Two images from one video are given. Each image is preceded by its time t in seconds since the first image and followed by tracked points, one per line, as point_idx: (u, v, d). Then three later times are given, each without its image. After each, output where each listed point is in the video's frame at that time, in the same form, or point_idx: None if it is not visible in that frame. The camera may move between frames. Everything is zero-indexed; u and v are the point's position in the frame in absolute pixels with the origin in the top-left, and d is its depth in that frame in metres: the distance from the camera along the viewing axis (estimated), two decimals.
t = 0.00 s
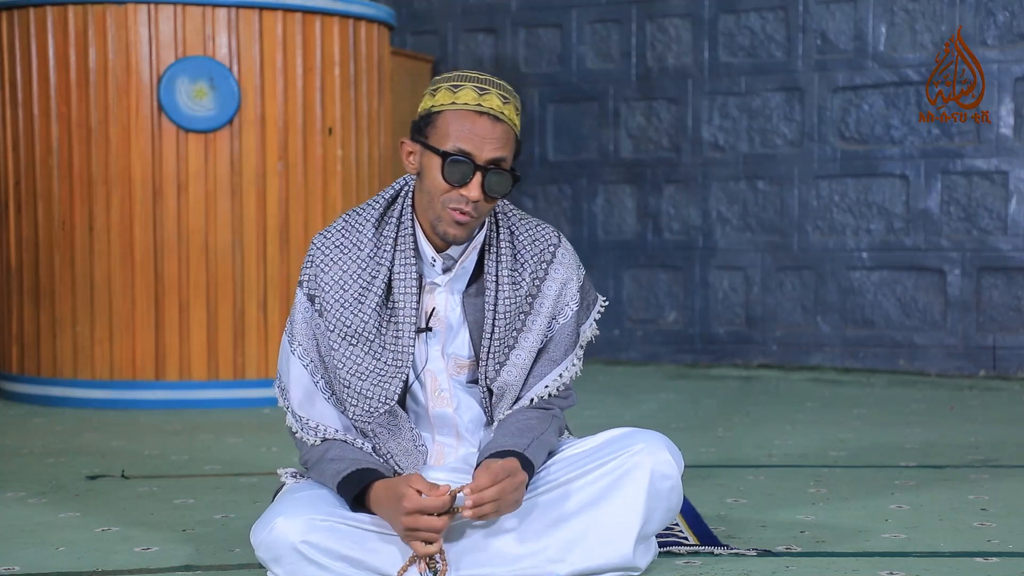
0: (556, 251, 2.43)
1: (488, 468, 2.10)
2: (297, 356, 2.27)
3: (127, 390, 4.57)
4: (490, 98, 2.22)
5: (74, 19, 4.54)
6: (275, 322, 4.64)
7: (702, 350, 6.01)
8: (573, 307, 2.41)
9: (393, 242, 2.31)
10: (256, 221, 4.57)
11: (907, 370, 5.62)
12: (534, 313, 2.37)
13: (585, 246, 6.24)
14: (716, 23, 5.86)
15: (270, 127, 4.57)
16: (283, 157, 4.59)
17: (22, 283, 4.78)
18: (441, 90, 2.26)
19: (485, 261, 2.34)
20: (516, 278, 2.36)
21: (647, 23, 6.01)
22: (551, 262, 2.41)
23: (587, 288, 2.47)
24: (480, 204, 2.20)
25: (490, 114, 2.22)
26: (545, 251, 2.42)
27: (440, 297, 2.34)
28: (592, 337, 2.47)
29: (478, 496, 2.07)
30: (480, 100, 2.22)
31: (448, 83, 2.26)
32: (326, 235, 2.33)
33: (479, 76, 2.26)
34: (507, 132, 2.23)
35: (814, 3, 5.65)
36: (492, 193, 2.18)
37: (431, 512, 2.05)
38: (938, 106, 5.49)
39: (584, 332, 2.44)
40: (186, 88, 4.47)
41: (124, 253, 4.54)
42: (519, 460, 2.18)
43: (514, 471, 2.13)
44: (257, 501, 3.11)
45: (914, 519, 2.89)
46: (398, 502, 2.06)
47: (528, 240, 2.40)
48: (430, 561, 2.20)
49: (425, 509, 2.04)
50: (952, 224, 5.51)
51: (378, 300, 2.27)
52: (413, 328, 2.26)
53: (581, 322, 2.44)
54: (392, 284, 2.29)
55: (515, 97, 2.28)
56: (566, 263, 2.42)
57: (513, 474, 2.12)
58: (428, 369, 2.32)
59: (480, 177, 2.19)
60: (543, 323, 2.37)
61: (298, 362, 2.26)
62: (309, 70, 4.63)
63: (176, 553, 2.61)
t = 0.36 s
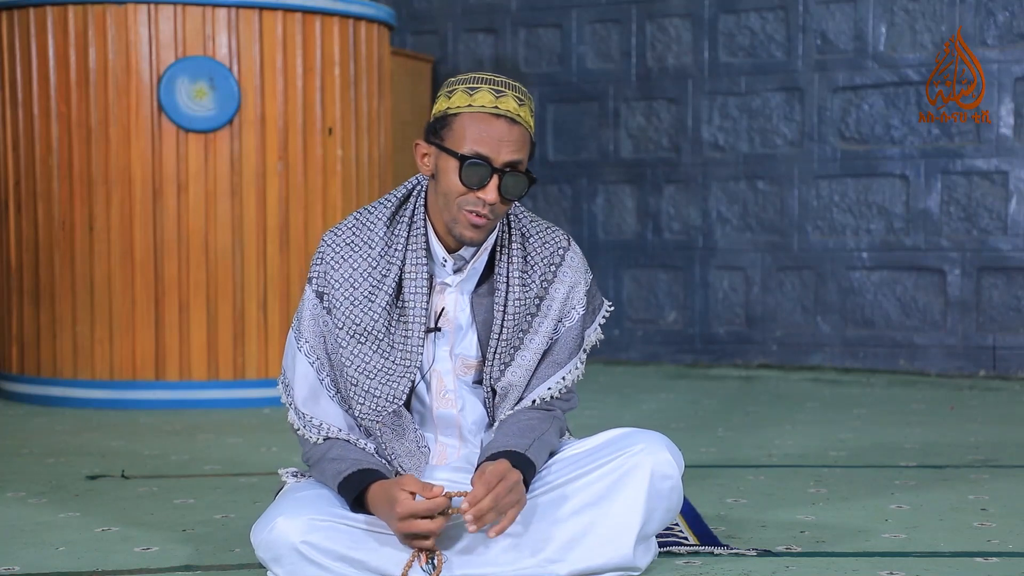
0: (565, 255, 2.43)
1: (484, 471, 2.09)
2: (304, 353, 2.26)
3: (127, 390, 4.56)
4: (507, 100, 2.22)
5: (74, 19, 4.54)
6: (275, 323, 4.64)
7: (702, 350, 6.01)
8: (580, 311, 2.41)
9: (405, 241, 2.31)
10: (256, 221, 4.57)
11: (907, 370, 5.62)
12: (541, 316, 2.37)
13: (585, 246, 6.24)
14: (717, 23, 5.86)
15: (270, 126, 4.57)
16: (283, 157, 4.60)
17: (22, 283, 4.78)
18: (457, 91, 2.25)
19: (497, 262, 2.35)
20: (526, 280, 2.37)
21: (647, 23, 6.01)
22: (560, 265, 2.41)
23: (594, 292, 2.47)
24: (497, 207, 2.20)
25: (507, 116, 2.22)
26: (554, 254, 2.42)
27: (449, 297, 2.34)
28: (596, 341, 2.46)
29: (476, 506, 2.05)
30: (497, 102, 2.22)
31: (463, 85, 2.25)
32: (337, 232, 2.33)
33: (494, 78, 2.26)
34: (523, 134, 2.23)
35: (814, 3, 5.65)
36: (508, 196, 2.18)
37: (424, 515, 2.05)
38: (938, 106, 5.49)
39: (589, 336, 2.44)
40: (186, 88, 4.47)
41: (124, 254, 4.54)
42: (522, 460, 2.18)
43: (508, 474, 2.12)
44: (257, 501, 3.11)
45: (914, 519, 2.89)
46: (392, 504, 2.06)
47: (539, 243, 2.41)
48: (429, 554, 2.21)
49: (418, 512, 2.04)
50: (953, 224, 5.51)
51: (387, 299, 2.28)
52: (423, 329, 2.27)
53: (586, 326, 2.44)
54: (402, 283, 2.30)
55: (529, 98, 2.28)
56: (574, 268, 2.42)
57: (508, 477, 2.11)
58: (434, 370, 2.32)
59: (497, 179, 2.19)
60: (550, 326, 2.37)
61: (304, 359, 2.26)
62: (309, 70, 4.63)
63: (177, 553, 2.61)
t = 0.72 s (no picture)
0: (546, 250, 2.41)
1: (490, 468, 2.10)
2: (291, 361, 2.27)
3: (127, 390, 4.56)
4: (466, 99, 2.22)
5: (74, 19, 4.54)
6: (275, 323, 4.64)
7: (702, 350, 6.01)
8: (565, 305, 2.39)
9: (382, 246, 2.31)
10: (256, 221, 4.57)
11: (908, 370, 5.62)
12: (525, 313, 2.36)
13: (585, 247, 6.24)
14: (717, 23, 5.86)
15: (270, 126, 4.57)
16: (283, 157, 4.59)
17: (22, 283, 4.78)
18: (417, 94, 2.25)
19: (475, 263, 2.35)
20: (505, 279, 2.36)
21: (647, 23, 6.01)
22: (541, 261, 2.40)
23: (579, 285, 2.45)
24: (464, 206, 2.20)
25: (467, 115, 2.22)
26: (535, 250, 2.40)
27: (430, 299, 2.34)
28: (586, 334, 2.45)
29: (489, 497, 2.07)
30: (456, 102, 2.22)
31: (423, 86, 2.25)
32: (316, 239, 2.33)
33: (453, 77, 2.25)
34: (485, 131, 2.23)
35: (814, 3, 5.65)
36: (474, 194, 2.18)
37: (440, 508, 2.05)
38: (938, 106, 5.49)
39: (578, 329, 2.42)
40: (186, 88, 4.47)
41: (123, 254, 4.54)
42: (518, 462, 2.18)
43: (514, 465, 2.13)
44: (257, 501, 3.11)
45: (914, 519, 2.89)
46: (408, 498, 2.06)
47: (517, 240, 2.40)
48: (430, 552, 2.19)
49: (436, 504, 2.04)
50: (952, 224, 5.51)
51: (367, 303, 2.27)
52: (403, 330, 2.26)
53: (573, 320, 2.42)
54: (381, 286, 2.29)
55: (491, 93, 2.27)
56: (557, 262, 2.40)
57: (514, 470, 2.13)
58: (421, 371, 2.32)
59: (461, 179, 2.19)
60: (535, 323, 2.36)
61: (292, 367, 2.27)
62: (309, 70, 4.63)
63: (177, 553, 2.61)
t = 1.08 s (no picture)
0: (539, 248, 2.41)
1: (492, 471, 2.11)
2: (286, 363, 2.27)
3: (126, 390, 4.57)
4: (453, 99, 2.22)
5: (74, 19, 4.54)
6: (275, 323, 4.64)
7: (702, 350, 6.01)
8: (560, 303, 2.40)
9: (373, 247, 2.30)
10: (256, 221, 4.57)
11: (908, 370, 5.62)
12: (520, 311, 2.36)
13: (584, 246, 6.24)
14: (716, 23, 5.87)
15: (270, 126, 4.57)
16: (283, 157, 4.59)
17: (22, 283, 4.78)
18: (405, 94, 2.26)
19: (467, 264, 2.35)
20: (497, 278, 2.36)
21: (647, 23, 6.01)
22: (534, 260, 2.40)
23: (573, 282, 2.45)
24: (451, 206, 2.20)
25: (455, 115, 2.22)
26: (527, 248, 2.40)
27: (423, 300, 2.34)
28: (582, 332, 2.45)
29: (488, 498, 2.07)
30: (444, 102, 2.22)
31: (412, 87, 2.26)
32: (308, 241, 2.33)
33: (442, 77, 2.25)
34: (473, 131, 2.22)
35: (814, 3, 5.65)
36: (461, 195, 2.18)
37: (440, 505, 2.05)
38: (938, 106, 5.49)
39: (573, 327, 2.42)
40: (186, 88, 4.47)
41: (123, 254, 4.54)
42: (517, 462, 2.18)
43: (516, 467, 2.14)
44: (257, 501, 3.11)
45: (914, 519, 2.89)
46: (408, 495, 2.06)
47: (509, 239, 2.40)
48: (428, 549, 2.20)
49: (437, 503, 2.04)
50: (952, 224, 5.51)
51: (360, 304, 2.28)
52: (397, 329, 2.27)
53: (568, 317, 2.42)
54: (374, 287, 2.29)
55: (479, 93, 2.27)
56: (550, 260, 2.41)
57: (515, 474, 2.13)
58: (416, 371, 2.32)
59: (448, 179, 2.19)
60: (529, 321, 2.36)
61: (288, 369, 2.27)
62: (309, 70, 4.63)
63: (176, 553, 2.61)
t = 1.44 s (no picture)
0: (557, 252, 2.42)
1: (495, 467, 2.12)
2: (298, 355, 2.27)
3: (127, 389, 4.56)
4: (495, 103, 2.22)
5: (74, 19, 4.54)
6: (275, 323, 4.64)
7: (702, 350, 6.01)
8: (574, 307, 2.40)
9: (394, 242, 2.31)
10: (256, 221, 4.57)
11: (908, 370, 5.62)
12: (535, 314, 2.36)
13: (584, 247, 6.24)
14: (717, 23, 5.87)
15: (270, 126, 4.57)
16: (283, 157, 4.60)
17: (22, 283, 4.78)
18: (447, 92, 2.25)
19: (487, 262, 2.35)
20: (518, 278, 2.37)
21: (647, 23, 6.01)
22: (552, 263, 2.41)
23: (588, 289, 2.47)
24: (481, 210, 2.20)
25: (495, 120, 2.21)
26: (546, 251, 2.41)
27: (441, 297, 2.34)
28: (592, 339, 2.46)
29: (486, 497, 2.07)
30: (486, 105, 2.21)
31: (454, 85, 2.25)
32: (328, 234, 2.34)
33: (485, 79, 2.25)
34: (510, 138, 2.22)
35: (814, 3, 5.65)
36: (493, 199, 2.18)
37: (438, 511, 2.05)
38: (938, 106, 5.49)
39: (585, 333, 2.44)
40: (186, 88, 4.47)
41: (123, 253, 4.54)
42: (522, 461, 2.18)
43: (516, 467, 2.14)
44: (257, 501, 3.11)
45: (914, 519, 2.89)
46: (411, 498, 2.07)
47: (530, 241, 2.41)
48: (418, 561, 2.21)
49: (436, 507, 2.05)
50: (953, 224, 5.51)
51: (379, 300, 2.28)
52: (415, 326, 2.27)
53: (581, 323, 2.43)
54: (394, 283, 2.29)
55: (520, 100, 2.27)
56: (567, 264, 2.42)
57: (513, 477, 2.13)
58: (428, 369, 2.32)
59: (481, 183, 2.19)
60: (543, 324, 2.36)
61: (299, 361, 2.26)
62: (309, 70, 4.63)
63: (176, 553, 2.61)
